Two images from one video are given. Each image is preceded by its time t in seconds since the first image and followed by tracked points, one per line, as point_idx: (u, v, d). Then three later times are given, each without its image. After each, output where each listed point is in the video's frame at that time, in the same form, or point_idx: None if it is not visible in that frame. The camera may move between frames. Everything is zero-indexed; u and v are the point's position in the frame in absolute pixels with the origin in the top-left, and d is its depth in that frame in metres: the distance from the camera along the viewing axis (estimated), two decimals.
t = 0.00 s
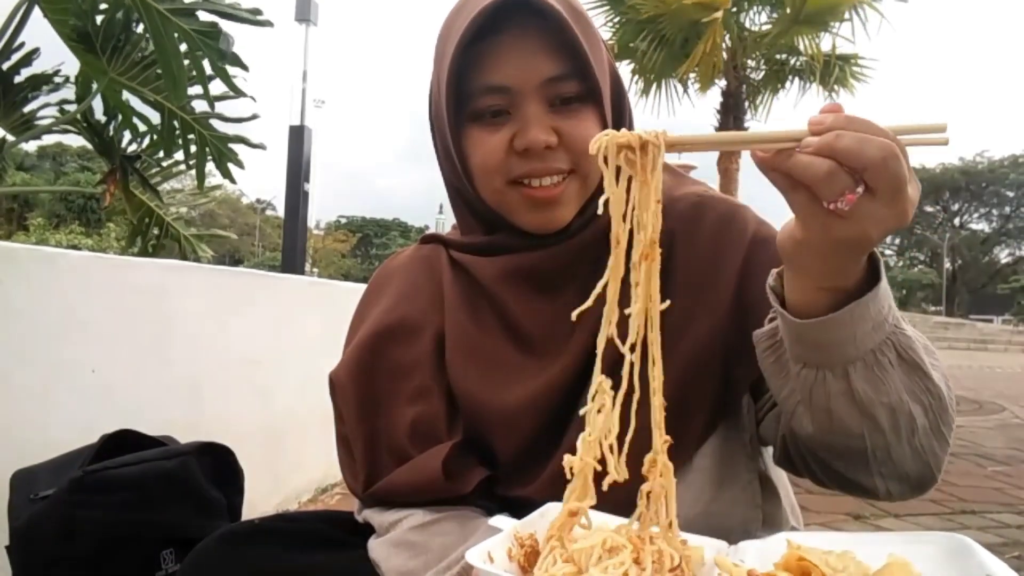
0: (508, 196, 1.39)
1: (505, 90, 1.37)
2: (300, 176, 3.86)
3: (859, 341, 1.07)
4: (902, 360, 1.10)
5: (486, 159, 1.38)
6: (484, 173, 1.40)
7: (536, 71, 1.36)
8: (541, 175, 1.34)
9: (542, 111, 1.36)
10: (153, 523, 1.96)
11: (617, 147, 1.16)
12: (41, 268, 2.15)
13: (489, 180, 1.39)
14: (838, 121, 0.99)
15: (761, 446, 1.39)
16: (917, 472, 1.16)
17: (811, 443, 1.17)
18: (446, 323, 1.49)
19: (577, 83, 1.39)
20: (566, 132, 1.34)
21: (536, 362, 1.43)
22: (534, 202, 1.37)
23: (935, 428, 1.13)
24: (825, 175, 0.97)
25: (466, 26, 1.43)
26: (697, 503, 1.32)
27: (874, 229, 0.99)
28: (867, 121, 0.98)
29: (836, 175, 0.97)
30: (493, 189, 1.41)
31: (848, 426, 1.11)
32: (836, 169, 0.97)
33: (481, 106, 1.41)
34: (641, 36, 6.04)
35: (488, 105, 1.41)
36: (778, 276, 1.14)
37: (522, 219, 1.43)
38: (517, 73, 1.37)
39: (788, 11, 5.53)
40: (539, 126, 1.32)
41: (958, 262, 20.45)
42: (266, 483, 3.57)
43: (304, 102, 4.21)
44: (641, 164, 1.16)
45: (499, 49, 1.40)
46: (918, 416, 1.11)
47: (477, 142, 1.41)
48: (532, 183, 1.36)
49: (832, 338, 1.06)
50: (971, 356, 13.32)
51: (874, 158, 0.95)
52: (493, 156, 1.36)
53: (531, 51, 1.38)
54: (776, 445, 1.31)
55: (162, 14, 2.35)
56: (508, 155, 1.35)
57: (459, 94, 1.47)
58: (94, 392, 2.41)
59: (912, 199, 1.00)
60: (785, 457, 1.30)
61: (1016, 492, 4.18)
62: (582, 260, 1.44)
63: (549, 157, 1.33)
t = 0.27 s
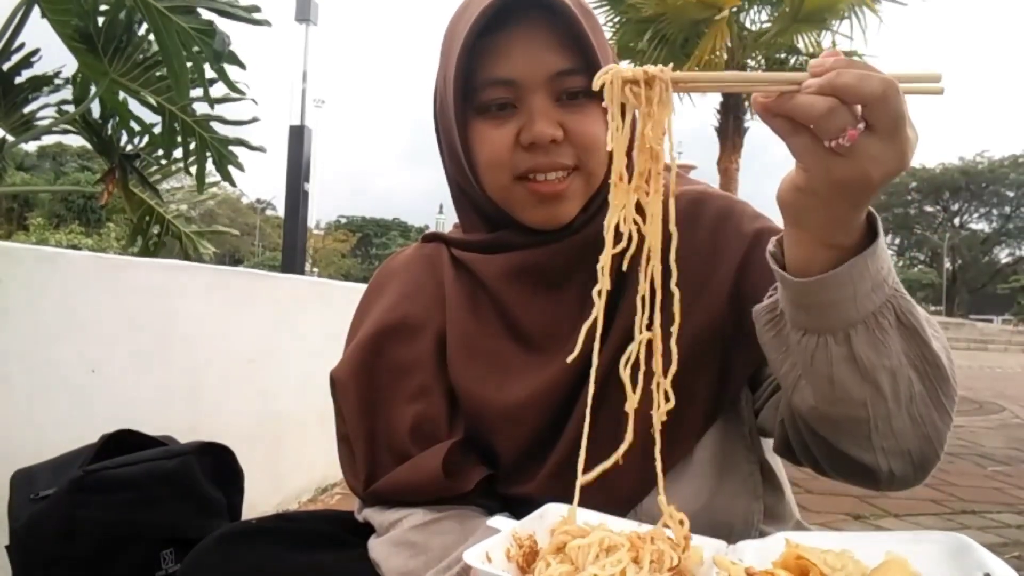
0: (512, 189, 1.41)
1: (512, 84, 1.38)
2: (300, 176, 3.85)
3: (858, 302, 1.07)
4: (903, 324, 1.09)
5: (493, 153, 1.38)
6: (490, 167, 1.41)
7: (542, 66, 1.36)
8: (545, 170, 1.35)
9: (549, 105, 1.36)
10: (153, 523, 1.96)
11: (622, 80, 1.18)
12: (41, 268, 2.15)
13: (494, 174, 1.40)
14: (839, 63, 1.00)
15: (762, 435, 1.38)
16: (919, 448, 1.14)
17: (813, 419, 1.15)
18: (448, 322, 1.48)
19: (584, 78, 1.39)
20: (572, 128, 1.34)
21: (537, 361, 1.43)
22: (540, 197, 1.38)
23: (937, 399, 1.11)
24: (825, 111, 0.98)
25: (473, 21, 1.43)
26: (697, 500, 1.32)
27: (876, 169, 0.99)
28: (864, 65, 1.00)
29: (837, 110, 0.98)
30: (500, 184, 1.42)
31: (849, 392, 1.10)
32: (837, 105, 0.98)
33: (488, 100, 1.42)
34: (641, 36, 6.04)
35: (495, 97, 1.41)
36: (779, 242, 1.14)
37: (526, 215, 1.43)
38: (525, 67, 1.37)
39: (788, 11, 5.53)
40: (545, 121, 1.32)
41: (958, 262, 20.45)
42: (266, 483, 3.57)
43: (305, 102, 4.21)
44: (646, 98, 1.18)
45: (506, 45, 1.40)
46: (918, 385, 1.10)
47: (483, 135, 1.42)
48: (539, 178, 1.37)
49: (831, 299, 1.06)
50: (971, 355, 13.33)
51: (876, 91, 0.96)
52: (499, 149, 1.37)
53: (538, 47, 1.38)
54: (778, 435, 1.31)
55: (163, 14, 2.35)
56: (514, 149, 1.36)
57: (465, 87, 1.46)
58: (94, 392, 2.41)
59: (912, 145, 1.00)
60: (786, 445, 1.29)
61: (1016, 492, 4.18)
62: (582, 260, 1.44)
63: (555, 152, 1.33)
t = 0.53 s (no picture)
0: (511, 182, 1.36)
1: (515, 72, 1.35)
2: (300, 177, 3.85)
3: (819, 405, 1.11)
4: (868, 417, 1.13)
5: (494, 141, 1.35)
6: (490, 157, 1.37)
7: (548, 53, 1.34)
8: (546, 163, 1.31)
9: (553, 95, 1.33)
10: (154, 523, 1.98)
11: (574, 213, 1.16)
12: (41, 268, 2.15)
13: (494, 164, 1.36)
14: (796, 208, 0.93)
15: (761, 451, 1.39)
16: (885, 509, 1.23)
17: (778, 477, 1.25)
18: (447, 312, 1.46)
19: (588, 69, 1.36)
20: (575, 117, 1.30)
21: (536, 357, 1.40)
22: (541, 189, 1.33)
23: (903, 475, 1.18)
24: (769, 270, 0.96)
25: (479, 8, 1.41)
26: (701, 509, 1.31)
27: (820, 312, 0.99)
28: (829, 215, 0.93)
29: (779, 271, 0.96)
30: (500, 174, 1.37)
31: (811, 471, 1.20)
32: (782, 265, 0.95)
33: (490, 88, 1.38)
34: (642, 37, 6.04)
35: (500, 85, 1.38)
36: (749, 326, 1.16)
37: (525, 209, 1.39)
38: (532, 54, 1.34)
39: (788, 12, 5.53)
40: (547, 108, 1.29)
41: (958, 262, 20.44)
42: (266, 483, 3.57)
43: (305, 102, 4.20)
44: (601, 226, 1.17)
45: (511, 31, 1.38)
46: (882, 467, 1.16)
47: (485, 123, 1.38)
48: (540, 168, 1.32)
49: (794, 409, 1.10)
50: (971, 355, 13.33)
51: (817, 263, 0.92)
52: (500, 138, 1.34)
53: (543, 33, 1.36)
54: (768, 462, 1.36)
55: (163, 15, 2.35)
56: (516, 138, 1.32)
57: (470, 74, 1.43)
58: (94, 392, 2.41)
59: (866, 286, 0.97)
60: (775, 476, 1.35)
61: (1016, 492, 4.18)
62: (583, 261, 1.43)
63: (557, 140, 1.30)
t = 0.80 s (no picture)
0: (520, 171, 1.30)
1: (530, 52, 1.28)
2: (300, 176, 3.84)
3: (787, 479, 1.11)
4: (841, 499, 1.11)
5: (505, 125, 1.28)
6: (500, 143, 1.30)
7: (566, 34, 1.27)
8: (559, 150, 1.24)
9: (570, 78, 1.26)
10: (155, 523, 1.98)
11: (560, 260, 1.19)
12: (41, 268, 2.14)
13: (503, 151, 1.30)
14: (777, 319, 0.93)
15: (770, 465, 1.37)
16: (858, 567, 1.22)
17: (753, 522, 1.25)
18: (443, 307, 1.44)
19: (608, 54, 1.29)
20: (589, 105, 1.24)
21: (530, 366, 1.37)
22: (550, 181, 1.27)
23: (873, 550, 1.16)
24: (733, 368, 0.98)
25: None
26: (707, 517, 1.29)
27: (781, 421, 1.00)
28: (809, 336, 0.93)
29: (742, 376, 0.98)
30: (508, 162, 1.31)
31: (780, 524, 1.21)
32: (747, 368, 0.97)
33: (504, 68, 1.32)
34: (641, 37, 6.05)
35: (513, 65, 1.31)
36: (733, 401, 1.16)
37: (531, 203, 1.34)
38: (549, 33, 1.27)
39: (789, 12, 5.52)
40: (562, 93, 1.22)
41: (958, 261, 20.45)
42: (266, 483, 3.57)
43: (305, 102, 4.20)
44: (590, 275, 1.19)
45: (529, 8, 1.30)
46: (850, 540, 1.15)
47: (495, 107, 1.31)
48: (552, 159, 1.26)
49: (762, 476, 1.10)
50: (971, 355, 13.33)
51: (777, 381, 0.93)
52: (512, 123, 1.28)
53: (562, 12, 1.28)
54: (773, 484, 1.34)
55: (164, 17, 2.34)
56: (529, 121, 1.25)
57: (481, 51, 1.35)
58: (94, 392, 2.40)
59: (830, 416, 0.98)
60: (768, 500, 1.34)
61: (1017, 492, 4.18)
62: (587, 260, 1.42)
63: (570, 128, 1.23)
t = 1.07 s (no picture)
0: (531, 174, 1.25)
1: (544, 47, 1.23)
2: (300, 177, 3.84)
3: (798, 448, 1.10)
4: (851, 474, 1.10)
5: (516, 125, 1.24)
6: (510, 143, 1.26)
7: (582, 30, 1.22)
8: (574, 154, 1.19)
9: (587, 77, 1.22)
10: (155, 523, 1.97)
11: (565, 199, 1.16)
12: (41, 268, 2.15)
13: (513, 154, 1.25)
14: (774, 241, 0.92)
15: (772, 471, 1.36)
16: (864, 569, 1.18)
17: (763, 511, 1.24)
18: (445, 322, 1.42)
19: (626, 52, 1.25)
20: (607, 106, 1.20)
21: (536, 385, 1.35)
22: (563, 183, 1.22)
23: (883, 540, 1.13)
24: (732, 293, 0.95)
25: None
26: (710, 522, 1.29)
27: (784, 354, 0.97)
28: (805, 253, 0.92)
29: (741, 300, 0.95)
30: (518, 163, 1.26)
31: (786, 508, 1.19)
32: (746, 292, 0.94)
33: (516, 66, 1.27)
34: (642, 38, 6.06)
35: (526, 62, 1.26)
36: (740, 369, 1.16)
37: (543, 209, 1.30)
38: (566, 30, 1.22)
39: (789, 13, 5.53)
40: (578, 92, 1.18)
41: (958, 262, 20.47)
42: (266, 484, 3.57)
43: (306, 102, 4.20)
44: (592, 212, 1.15)
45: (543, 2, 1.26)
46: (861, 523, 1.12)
47: (505, 106, 1.27)
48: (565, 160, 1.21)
49: (772, 431, 1.10)
50: (971, 356, 13.34)
51: (776, 297, 0.91)
52: (524, 123, 1.22)
53: (579, 7, 1.24)
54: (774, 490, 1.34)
55: (165, 16, 2.34)
56: (543, 121, 1.21)
57: (492, 48, 1.31)
58: (94, 393, 2.41)
59: (833, 345, 0.96)
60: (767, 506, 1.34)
61: (1016, 492, 4.18)
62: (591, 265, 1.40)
63: (586, 128, 1.18)
